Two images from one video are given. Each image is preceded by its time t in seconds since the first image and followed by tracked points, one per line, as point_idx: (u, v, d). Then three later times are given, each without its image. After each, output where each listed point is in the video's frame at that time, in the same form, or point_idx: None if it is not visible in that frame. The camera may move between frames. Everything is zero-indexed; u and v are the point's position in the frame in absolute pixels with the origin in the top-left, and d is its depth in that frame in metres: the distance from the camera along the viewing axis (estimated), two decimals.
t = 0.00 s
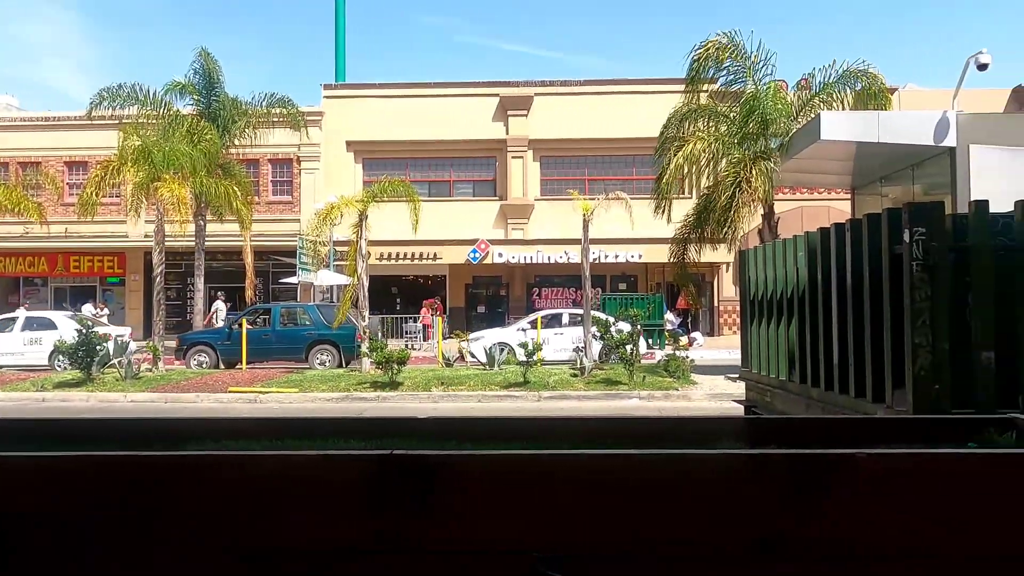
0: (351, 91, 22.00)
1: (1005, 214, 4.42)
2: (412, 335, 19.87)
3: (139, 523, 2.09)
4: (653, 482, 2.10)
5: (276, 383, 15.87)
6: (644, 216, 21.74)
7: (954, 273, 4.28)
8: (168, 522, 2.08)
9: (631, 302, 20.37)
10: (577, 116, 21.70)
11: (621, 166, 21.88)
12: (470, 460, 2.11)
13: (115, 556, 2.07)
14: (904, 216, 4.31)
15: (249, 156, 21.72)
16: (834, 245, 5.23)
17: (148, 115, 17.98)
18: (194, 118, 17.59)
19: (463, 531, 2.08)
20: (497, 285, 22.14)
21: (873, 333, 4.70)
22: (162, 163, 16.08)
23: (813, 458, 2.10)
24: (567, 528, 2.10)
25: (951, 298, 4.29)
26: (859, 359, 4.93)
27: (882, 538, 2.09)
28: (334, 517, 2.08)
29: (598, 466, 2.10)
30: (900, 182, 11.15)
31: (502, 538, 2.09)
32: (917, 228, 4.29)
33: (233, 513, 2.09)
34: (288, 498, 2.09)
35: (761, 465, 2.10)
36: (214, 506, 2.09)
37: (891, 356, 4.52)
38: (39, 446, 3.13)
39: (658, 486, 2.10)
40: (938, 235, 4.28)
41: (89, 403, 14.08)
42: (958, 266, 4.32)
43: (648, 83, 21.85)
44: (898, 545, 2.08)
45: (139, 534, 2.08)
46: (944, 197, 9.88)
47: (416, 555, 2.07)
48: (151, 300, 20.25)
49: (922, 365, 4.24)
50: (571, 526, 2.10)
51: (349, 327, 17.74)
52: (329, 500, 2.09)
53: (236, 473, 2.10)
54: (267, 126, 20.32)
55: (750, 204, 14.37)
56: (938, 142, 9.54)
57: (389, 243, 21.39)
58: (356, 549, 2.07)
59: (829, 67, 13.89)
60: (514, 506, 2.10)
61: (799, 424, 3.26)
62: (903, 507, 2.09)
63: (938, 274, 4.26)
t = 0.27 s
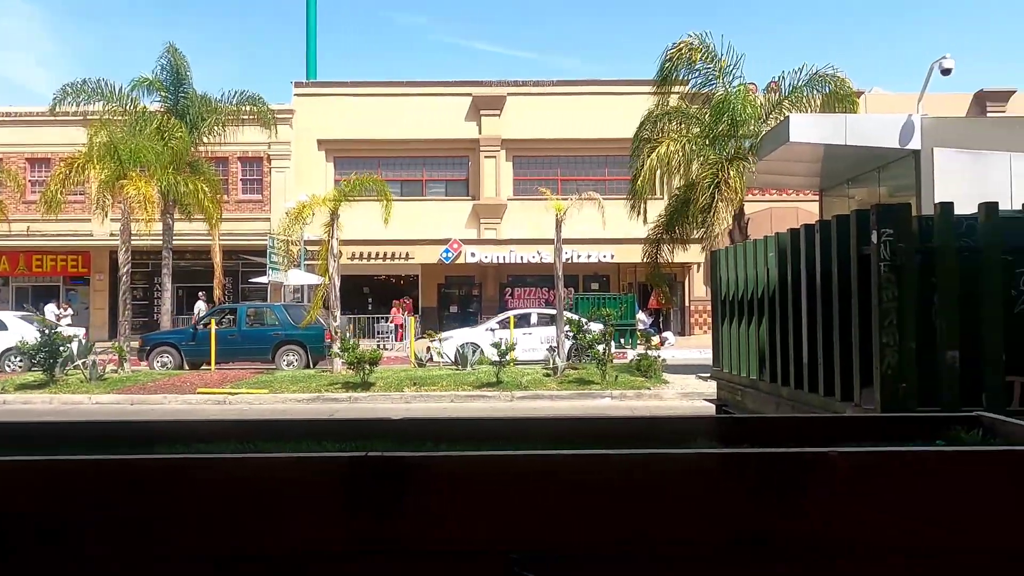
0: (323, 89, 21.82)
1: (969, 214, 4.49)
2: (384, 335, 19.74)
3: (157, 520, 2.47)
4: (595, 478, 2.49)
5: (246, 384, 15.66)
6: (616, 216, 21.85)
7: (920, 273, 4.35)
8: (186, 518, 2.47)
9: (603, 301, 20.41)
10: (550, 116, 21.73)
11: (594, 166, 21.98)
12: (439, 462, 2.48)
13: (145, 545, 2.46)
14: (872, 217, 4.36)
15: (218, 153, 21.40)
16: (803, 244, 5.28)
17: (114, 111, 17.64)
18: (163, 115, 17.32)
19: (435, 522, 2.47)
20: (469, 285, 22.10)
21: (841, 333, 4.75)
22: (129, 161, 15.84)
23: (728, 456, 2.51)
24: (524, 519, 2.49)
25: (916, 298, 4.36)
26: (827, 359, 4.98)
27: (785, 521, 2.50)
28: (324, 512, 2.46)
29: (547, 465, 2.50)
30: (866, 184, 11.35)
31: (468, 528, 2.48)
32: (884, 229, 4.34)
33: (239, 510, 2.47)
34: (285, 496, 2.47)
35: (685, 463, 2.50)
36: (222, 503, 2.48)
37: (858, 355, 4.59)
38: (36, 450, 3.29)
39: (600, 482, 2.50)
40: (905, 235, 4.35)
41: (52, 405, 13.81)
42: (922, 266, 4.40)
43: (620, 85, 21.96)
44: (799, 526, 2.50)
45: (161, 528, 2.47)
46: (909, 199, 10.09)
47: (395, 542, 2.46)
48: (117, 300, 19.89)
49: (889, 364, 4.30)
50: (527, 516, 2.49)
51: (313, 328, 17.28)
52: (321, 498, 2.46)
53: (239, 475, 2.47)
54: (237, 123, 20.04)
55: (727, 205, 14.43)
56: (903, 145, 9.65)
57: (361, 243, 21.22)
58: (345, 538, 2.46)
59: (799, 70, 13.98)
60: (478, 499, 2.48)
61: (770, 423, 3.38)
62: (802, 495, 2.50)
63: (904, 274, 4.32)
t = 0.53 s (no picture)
0: (316, 90, 21.77)
1: (962, 216, 4.55)
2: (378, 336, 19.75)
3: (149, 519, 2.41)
4: (592, 479, 2.48)
5: (239, 385, 15.59)
6: (610, 217, 21.85)
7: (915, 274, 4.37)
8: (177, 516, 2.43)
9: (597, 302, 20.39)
10: (544, 117, 21.74)
11: (587, 167, 22.00)
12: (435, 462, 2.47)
13: (139, 546, 2.44)
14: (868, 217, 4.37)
15: (211, 154, 21.32)
16: (796, 246, 5.31)
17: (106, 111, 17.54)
18: (156, 116, 17.25)
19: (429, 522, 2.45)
20: (463, 286, 22.07)
21: (836, 335, 4.76)
22: (122, 161, 15.78)
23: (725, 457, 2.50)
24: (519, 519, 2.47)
25: (911, 299, 4.38)
26: (822, 361, 4.98)
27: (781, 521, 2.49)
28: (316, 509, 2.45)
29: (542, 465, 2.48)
30: (859, 186, 11.38)
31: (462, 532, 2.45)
32: (879, 231, 4.36)
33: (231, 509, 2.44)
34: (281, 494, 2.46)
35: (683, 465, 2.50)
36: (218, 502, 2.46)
37: (852, 356, 4.61)
38: (30, 449, 3.27)
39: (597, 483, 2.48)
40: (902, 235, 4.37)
41: (44, 406, 13.72)
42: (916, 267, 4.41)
43: (613, 86, 21.98)
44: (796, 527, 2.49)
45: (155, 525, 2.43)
46: (902, 201, 10.14)
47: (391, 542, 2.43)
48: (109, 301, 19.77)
49: (883, 364, 4.32)
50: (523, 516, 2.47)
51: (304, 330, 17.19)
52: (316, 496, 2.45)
53: (227, 478, 2.45)
54: (230, 124, 19.96)
55: (734, 207, 14.32)
56: (896, 147, 9.71)
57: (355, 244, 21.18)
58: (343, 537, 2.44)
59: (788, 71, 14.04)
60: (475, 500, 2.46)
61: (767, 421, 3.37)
62: (800, 495, 2.50)
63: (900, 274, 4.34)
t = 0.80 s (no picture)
0: (334, 92, 21.90)
1: (986, 215, 4.49)
2: (395, 337, 19.88)
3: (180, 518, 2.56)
4: (601, 477, 2.58)
5: (258, 384, 15.68)
6: (626, 218, 21.80)
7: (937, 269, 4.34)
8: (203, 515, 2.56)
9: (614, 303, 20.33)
10: (560, 118, 21.73)
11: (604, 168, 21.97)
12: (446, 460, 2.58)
13: (171, 539, 2.57)
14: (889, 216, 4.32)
15: (230, 155, 21.51)
16: (816, 245, 5.26)
17: (127, 115, 17.70)
18: (177, 119, 17.46)
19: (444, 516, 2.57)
20: (479, 287, 22.10)
21: (856, 336, 4.71)
22: (143, 164, 16.01)
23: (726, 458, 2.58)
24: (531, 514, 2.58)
25: (934, 298, 4.33)
26: (842, 361, 4.93)
27: (785, 518, 2.57)
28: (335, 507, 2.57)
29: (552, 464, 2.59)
30: (879, 186, 11.29)
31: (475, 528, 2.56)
32: (901, 230, 4.31)
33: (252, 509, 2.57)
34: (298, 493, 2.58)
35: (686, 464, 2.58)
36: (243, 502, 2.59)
37: (874, 356, 4.57)
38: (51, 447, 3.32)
39: (603, 480, 2.58)
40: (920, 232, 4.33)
41: (67, 405, 13.87)
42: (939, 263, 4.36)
43: (629, 86, 21.94)
44: (801, 528, 2.56)
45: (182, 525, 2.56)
46: (923, 200, 10.06)
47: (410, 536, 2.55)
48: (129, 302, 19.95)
49: (906, 365, 4.27)
50: (533, 510, 2.58)
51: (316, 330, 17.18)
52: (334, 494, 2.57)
53: (245, 475, 2.58)
54: (249, 125, 20.10)
55: (766, 207, 13.98)
56: (918, 145, 9.61)
57: (372, 244, 21.34)
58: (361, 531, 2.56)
59: (804, 71, 13.70)
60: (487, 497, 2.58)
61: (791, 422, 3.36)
62: (807, 494, 2.57)
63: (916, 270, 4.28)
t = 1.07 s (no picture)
0: (379, 94, 22.19)
1: None
2: (441, 336, 19.89)
3: None
4: (767, 488, 1.67)
5: (307, 382, 16.00)
6: (673, 217, 21.57)
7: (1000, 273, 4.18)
8: None
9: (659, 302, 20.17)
10: (604, 117, 21.63)
11: (649, 167, 21.77)
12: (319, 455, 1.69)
13: None
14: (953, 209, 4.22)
15: (280, 157, 22.05)
16: (868, 243, 5.14)
17: (180, 119, 18.20)
18: (228, 122, 17.93)
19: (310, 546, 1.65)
20: (523, 286, 22.13)
21: (912, 334, 4.59)
22: (196, 165, 16.45)
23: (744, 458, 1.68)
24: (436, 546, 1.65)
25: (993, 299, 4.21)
26: (897, 361, 4.81)
27: (834, 549, 1.64)
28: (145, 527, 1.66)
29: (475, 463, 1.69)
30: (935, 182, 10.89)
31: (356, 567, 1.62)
32: (958, 229, 4.20)
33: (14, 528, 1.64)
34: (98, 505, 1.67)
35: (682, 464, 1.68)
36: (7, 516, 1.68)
37: (931, 358, 4.45)
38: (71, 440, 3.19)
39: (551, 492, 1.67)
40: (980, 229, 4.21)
41: (125, 401, 14.31)
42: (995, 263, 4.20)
43: (675, 83, 21.70)
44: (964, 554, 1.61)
45: None
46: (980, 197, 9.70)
47: None
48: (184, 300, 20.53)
49: (964, 367, 4.18)
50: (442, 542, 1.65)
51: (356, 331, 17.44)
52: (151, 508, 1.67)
53: (12, 471, 1.67)
54: (298, 128, 20.54)
55: (826, 204, 13.64)
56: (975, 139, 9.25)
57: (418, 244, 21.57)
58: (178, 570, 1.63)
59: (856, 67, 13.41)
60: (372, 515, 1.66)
61: (831, 422, 2.45)
62: None
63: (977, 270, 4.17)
